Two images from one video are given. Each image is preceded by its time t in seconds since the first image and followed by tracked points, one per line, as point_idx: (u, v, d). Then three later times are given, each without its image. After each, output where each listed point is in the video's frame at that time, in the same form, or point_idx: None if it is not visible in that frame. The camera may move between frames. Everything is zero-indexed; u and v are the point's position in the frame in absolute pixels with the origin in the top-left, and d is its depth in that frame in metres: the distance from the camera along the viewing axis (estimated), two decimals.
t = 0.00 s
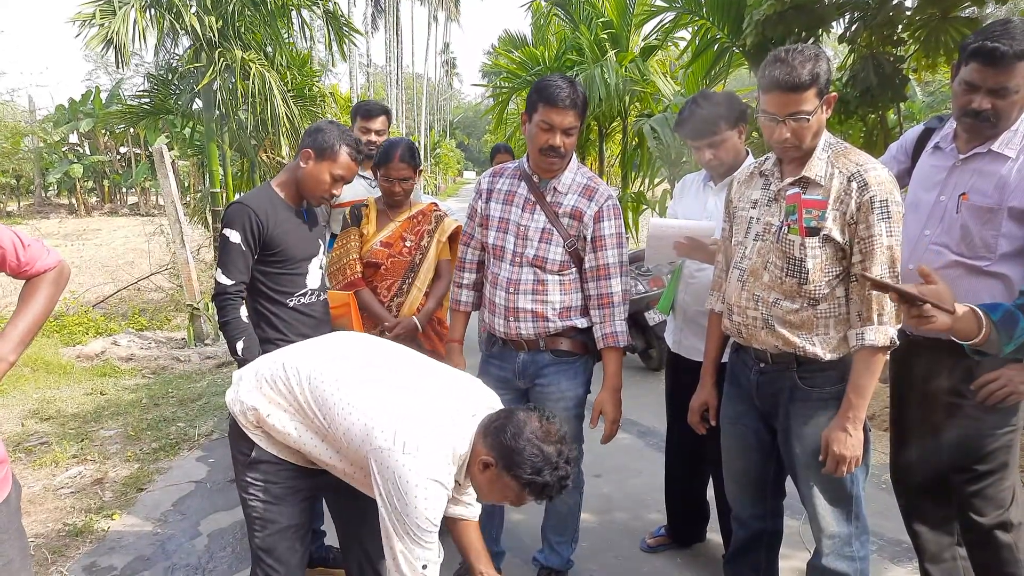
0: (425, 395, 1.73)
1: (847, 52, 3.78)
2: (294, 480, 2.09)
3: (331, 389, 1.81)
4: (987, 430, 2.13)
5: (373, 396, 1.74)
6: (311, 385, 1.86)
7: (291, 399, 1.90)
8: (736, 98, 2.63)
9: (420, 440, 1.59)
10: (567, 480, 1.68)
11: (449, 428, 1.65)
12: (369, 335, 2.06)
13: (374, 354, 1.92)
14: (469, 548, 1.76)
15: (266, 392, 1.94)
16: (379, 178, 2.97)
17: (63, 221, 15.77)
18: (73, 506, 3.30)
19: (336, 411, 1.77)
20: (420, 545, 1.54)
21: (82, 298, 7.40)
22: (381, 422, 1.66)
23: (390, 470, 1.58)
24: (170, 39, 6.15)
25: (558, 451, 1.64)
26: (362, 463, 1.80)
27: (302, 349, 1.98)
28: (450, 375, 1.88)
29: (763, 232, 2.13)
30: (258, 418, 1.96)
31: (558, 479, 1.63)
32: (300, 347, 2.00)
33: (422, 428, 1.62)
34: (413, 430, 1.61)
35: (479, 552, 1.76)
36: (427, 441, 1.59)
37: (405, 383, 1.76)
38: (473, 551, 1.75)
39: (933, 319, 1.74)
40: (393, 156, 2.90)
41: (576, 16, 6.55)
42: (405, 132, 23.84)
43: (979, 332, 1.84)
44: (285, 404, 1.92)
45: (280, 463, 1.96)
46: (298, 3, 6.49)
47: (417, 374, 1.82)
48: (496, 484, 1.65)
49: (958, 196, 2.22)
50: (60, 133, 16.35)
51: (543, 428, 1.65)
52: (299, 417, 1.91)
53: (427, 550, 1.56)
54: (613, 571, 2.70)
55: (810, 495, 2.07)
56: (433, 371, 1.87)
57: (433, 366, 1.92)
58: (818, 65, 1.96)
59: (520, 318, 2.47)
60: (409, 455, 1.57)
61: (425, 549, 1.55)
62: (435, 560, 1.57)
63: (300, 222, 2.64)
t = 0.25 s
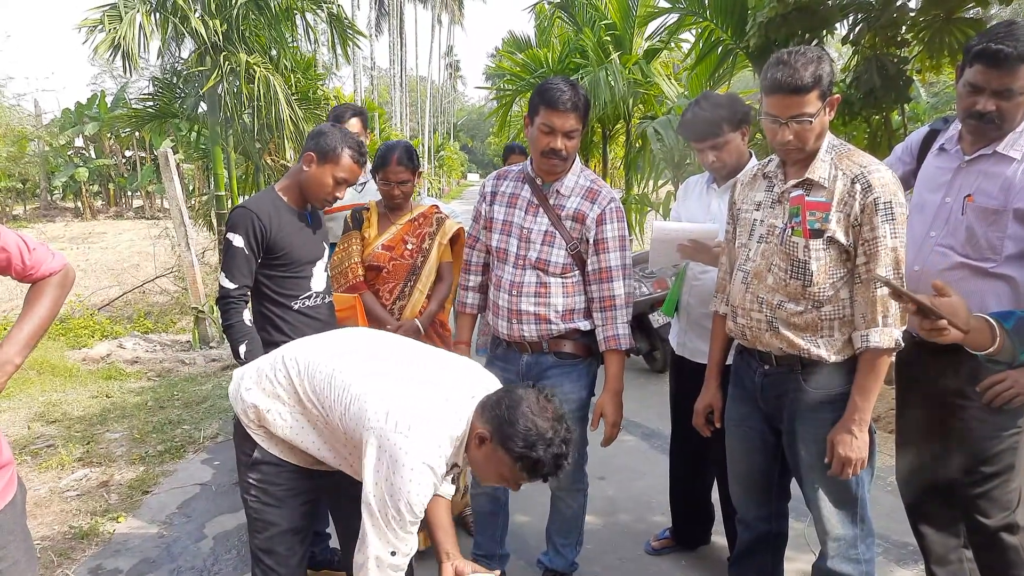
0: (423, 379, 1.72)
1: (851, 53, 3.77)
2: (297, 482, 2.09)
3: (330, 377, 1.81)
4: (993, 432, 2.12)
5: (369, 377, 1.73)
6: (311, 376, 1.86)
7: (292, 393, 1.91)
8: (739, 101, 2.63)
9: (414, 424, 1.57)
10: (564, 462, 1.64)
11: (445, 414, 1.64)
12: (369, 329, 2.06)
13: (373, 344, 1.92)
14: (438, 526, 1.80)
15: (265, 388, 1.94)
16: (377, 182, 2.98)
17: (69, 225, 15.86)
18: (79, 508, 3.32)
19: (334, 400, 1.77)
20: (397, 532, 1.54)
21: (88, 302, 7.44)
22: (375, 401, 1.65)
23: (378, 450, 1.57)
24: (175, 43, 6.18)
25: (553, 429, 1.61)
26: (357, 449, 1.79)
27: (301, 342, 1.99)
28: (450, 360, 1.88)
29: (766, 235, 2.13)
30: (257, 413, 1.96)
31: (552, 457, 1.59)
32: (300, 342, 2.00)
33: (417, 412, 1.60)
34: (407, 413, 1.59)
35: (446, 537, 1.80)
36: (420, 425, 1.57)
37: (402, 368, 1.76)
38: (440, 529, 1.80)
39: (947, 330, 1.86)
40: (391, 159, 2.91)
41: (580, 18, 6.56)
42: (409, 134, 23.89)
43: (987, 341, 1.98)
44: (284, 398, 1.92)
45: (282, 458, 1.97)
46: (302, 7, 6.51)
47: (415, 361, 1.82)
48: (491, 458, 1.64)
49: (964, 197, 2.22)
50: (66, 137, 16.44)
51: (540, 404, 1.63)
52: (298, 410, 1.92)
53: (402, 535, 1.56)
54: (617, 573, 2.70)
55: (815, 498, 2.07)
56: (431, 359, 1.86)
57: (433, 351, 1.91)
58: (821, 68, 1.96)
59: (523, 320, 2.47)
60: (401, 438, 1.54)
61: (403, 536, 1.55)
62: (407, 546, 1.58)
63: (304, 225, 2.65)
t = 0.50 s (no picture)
0: (413, 363, 1.73)
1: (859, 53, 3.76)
2: (304, 482, 2.09)
3: (322, 363, 1.82)
4: (1002, 432, 2.10)
5: (359, 360, 1.74)
6: (305, 364, 1.87)
7: (288, 385, 1.92)
8: (746, 101, 2.63)
9: (395, 400, 1.58)
10: (543, 441, 1.56)
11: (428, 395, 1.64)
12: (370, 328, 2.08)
13: (370, 337, 1.93)
14: (439, 514, 1.99)
15: (262, 380, 1.96)
16: (382, 184, 3.00)
17: (77, 225, 15.95)
18: (87, 508, 3.33)
19: (325, 386, 1.77)
20: (360, 508, 1.50)
21: (96, 302, 7.48)
22: (360, 380, 1.66)
23: (354, 424, 1.56)
24: (183, 45, 6.20)
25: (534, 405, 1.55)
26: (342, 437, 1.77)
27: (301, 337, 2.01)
28: (443, 351, 1.89)
29: (773, 235, 2.13)
30: (253, 406, 1.97)
31: (528, 433, 1.51)
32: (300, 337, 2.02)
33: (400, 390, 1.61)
34: (390, 391, 1.60)
35: (443, 526, 1.98)
36: (401, 403, 1.58)
37: (394, 356, 1.77)
38: (442, 516, 1.99)
39: (963, 336, 1.86)
40: (394, 160, 2.93)
41: (586, 19, 6.56)
42: (414, 135, 23.93)
43: (1003, 347, 1.97)
44: (279, 389, 1.93)
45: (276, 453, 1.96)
46: (309, 8, 6.53)
47: (408, 352, 1.82)
48: (469, 433, 1.59)
49: (972, 197, 2.21)
50: (75, 138, 16.55)
51: (524, 381, 1.59)
52: (292, 401, 1.92)
53: (364, 513, 1.51)
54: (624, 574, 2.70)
55: (823, 499, 2.06)
56: (424, 351, 1.86)
57: (428, 343, 1.93)
58: (829, 68, 1.96)
59: (529, 320, 2.47)
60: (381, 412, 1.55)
61: (366, 512, 1.50)
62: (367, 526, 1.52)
63: (310, 226, 2.66)
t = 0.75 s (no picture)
0: (366, 370, 1.71)
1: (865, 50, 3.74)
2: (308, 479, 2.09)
3: (277, 372, 1.79)
4: (1009, 431, 2.09)
5: (313, 367, 1.72)
6: (261, 374, 1.85)
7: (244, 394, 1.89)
8: (752, 98, 2.62)
9: (338, 411, 1.56)
10: (481, 458, 1.50)
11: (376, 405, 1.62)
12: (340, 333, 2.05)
13: (332, 341, 1.90)
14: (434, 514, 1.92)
15: (222, 390, 1.93)
16: (388, 182, 2.98)
17: (83, 223, 16.01)
18: (93, 505, 3.35)
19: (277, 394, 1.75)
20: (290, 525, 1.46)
21: (103, 300, 7.51)
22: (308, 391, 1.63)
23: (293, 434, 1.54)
24: (188, 43, 6.21)
25: (474, 417, 1.50)
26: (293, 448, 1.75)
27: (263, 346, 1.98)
28: (409, 356, 1.86)
29: (779, 232, 2.12)
30: (212, 423, 1.95)
31: (462, 447, 1.46)
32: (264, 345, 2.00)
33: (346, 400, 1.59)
34: (335, 402, 1.59)
35: (435, 521, 1.91)
36: (345, 415, 1.56)
37: (349, 363, 1.74)
38: (435, 513, 1.93)
39: (970, 337, 1.84)
40: (400, 160, 2.93)
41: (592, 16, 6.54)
42: (419, 133, 23.94)
43: (1009, 347, 1.88)
44: (234, 407, 1.91)
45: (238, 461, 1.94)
46: (314, 6, 6.53)
47: (365, 357, 1.79)
48: (411, 444, 1.55)
49: (979, 194, 2.19)
50: (81, 136, 16.62)
51: (471, 391, 1.54)
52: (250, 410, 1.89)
53: (293, 531, 1.47)
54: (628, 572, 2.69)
55: (828, 497, 2.05)
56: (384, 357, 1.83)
57: (395, 348, 1.90)
58: (837, 65, 1.95)
59: (534, 318, 2.47)
60: (324, 424, 1.53)
61: (297, 529, 1.46)
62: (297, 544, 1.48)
63: (314, 224, 2.67)
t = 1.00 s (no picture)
0: (307, 383, 1.70)
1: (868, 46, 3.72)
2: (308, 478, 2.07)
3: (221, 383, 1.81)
4: (1014, 429, 2.07)
5: (254, 378, 1.73)
6: (208, 382, 1.85)
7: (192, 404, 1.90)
8: (754, 94, 2.61)
9: (263, 429, 1.56)
10: (399, 489, 1.47)
11: (306, 423, 1.61)
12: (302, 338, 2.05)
13: (286, 350, 1.90)
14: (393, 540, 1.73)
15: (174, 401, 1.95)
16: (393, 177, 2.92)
17: (84, 220, 16.00)
18: (94, 503, 3.34)
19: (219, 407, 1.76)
20: (209, 545, 1.50)
21: (104, 298, 7.50)
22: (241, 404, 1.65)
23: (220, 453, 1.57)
24: (188, 40, 6.19)
25: (394, 445, 1.47)
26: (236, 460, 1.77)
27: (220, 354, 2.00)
28: (358, 368, 1.84)
29: (782, 228, 2.10)
30: (163, 429, 1.93)
31: (377, 476, 1.45)
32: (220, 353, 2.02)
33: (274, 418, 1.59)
34: (263, 419, 1.58)
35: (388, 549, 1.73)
36: (269, 433, 1.56)
37: (291, 375, 1.74)
38: (390, 537, 1.74)
39: (978, 337, 1.81)
40: (408, 155, 2.86)
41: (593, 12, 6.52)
42: (420, 129, 23.91)
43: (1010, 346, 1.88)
44: (184, 415, 1.90)
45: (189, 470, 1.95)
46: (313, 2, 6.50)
47: (312, 369, 1.79)
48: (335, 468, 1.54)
49: (983, 190, 2.18)
50: (81, 134, 16.60)
51: (398, 416, 1.51)
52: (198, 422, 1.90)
53: (213, 552, 1.51)
54: (631, 570, 2.68)
55: (832, 495, 2.04)
56: (333, 369, 1.82)
57: (348, 358, 1.89)
58: (842, 59, 1.93)
59: (536, 315, 2.46)
60: (246, 444, 1.54)
61: (216, 553, 1.50)
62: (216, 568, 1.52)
63: (312, 222, 2.65)
